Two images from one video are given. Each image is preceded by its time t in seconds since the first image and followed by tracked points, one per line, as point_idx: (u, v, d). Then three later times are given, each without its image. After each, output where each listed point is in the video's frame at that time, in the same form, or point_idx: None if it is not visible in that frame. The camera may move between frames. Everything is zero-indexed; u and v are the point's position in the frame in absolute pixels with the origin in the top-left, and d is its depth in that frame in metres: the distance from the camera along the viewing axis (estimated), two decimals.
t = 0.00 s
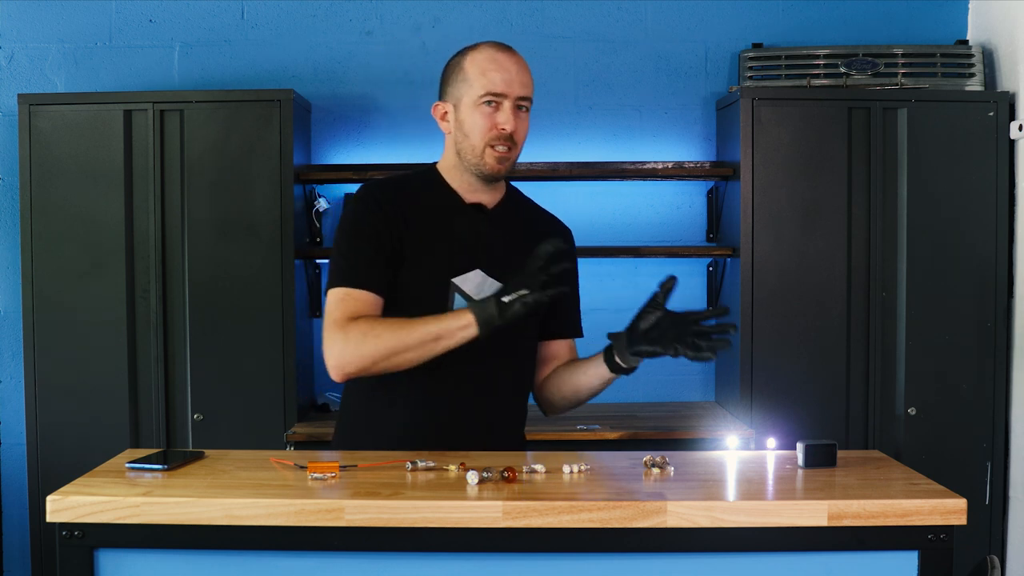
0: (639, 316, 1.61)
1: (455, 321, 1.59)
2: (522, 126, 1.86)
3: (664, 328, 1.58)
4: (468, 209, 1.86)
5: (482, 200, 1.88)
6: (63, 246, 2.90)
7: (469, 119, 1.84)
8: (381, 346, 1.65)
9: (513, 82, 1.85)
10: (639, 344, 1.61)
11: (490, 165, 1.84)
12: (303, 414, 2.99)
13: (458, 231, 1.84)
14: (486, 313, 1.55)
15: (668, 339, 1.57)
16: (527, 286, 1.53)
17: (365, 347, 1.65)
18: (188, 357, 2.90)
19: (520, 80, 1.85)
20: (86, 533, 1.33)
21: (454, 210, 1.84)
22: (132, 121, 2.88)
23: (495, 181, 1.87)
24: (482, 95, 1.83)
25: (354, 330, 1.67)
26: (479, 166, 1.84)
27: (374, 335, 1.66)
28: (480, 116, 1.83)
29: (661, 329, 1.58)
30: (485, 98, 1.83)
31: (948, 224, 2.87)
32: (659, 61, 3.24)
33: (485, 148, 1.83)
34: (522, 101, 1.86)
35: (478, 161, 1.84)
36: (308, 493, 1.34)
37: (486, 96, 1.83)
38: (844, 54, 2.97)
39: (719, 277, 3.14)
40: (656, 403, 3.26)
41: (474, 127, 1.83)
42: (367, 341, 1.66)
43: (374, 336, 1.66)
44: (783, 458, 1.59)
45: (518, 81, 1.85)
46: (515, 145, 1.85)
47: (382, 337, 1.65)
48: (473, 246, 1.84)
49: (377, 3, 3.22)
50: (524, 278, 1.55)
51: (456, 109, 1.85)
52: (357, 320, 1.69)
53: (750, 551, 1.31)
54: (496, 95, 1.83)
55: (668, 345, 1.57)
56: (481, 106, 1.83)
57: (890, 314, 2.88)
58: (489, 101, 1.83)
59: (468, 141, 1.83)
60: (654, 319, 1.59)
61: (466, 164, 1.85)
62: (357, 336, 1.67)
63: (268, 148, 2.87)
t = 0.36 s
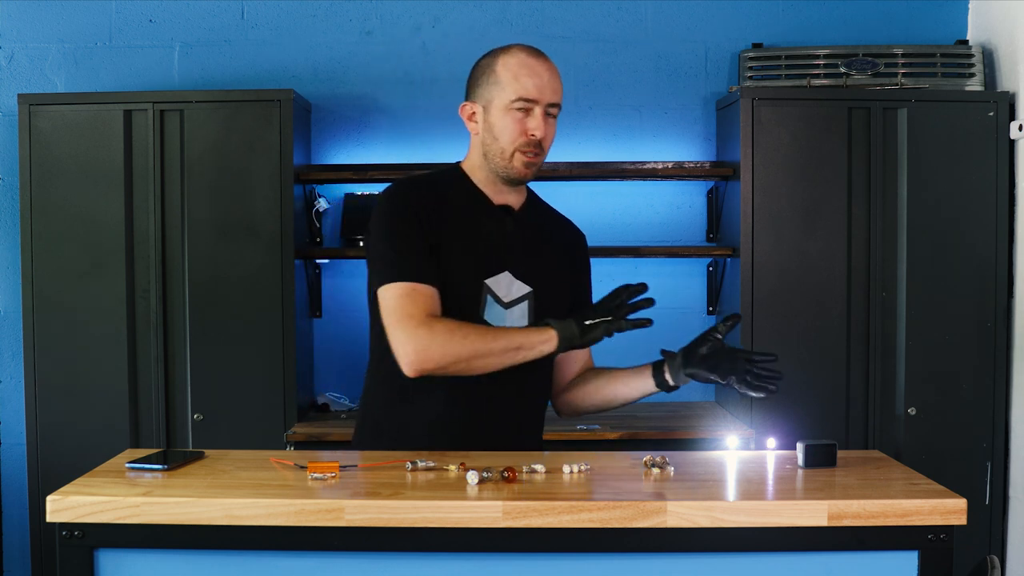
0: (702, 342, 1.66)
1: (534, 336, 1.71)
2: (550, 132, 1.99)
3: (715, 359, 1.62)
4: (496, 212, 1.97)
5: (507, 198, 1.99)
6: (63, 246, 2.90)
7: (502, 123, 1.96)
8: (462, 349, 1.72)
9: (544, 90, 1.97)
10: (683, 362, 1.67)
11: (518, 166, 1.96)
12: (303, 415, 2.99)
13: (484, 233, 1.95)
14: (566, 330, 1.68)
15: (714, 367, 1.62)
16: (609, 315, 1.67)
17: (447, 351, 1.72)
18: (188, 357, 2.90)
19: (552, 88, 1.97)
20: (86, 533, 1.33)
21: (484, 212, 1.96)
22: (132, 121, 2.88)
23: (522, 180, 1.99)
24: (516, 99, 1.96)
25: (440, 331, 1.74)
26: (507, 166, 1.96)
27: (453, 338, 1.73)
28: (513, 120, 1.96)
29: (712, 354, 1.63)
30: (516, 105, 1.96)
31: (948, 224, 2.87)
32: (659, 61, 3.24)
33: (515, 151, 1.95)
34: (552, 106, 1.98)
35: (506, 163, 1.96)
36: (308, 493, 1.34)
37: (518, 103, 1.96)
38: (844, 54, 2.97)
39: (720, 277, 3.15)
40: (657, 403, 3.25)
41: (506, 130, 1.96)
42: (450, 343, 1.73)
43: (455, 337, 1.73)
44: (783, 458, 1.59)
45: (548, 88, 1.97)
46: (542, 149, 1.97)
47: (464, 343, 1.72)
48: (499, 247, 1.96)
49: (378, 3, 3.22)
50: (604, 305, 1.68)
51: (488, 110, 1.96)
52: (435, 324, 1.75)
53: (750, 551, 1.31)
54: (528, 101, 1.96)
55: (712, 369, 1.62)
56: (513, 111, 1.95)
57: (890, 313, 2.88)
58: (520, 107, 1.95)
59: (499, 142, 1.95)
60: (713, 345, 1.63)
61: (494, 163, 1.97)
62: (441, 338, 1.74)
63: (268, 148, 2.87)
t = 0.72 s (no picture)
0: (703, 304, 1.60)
1: (543, 337, 1.55)
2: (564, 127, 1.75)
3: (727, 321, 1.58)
4: (511, 209, 1.77)
5: (521, 197, 1.79)
6: (63, 246, 2.90)
7: (511, 120, 1.73)
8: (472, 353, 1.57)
9: (555, 83, 1.73)
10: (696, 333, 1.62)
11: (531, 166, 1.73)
12: (303, 414, 2.99)
13: (499, 230, 1.75)
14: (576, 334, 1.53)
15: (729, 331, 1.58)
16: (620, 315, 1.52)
17: (451, 360, 1.57)
18: (188, 357, 2.90)
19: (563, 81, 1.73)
20: (86, 533, 1.33)
21: (497, 208, 1.76)
22: (132, 121, 2.88)
23: (537, 179, 1.78)
24: (525, 94, 1.72)
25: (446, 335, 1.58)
26: (519, 166, 1.73)
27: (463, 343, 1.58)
28: (523, 115, 1.72)
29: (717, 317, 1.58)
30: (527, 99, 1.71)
31: (948, 224, 2.87)
32: (659, 61, 3.24)
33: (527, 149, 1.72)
34: (564, 100, 1.74)
35: (519, 162, 1.73)
36: (308, 493, 1.34)
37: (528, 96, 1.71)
38: (844, 54, 2.97)
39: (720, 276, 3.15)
40: (657, 403, 3.26)
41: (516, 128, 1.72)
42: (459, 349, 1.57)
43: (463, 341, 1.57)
44: (783, 458, 1.59)
45: (560, 81, 1.73)
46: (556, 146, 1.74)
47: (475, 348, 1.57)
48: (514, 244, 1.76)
49: (377, 3, 3.22)
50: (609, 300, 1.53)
51: (497, 108, 1.74)
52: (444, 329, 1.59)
53: (750, 551, 1.31)
54: (540, 95, 1.72)
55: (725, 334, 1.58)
56: (523, 107, 1.72)
57: (890, 313, 2.88)
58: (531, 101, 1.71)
59: (510, 141, 1.72)
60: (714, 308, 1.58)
61: (506, 165, 1.75)
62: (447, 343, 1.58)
63: (268, 148, 2.86)
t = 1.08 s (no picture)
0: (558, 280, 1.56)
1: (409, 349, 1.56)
2: (520, 114, 1.70)
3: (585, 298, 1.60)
4: (481, 208, 1.76)
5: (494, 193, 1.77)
6: (63, 246, 2.90)
7: (464, 117, 1.70)
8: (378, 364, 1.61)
9: (501, 72, 1.69)
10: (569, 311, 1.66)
11: (493, 160, 1.71)
12: (303, 414, 2.99)
13: (467, 230, 1.75)
14: (441, 341, 1.45)
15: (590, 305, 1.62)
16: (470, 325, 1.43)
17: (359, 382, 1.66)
18: (188, 357, 2.90)
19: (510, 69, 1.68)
20: (86, 532, 1.33)
21: (466, 209, 1.76)
22: (132, 121, 2.88)
23: (506, 172, 1.75)
24: (473, 88, 1.69)
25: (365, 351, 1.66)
26: (482, 163, 1.72)
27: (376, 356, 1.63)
28: (476, 110, 1.69)
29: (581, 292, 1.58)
30: (475, 93, 1.68)
31: (948, 223, 2.87)
32: (659, 61, 3.24)
33: (485, 144, 1.70)
34: (515, 88, 1.70)
35: (481, 158, 1.71)
36: (308, 493, 1.34)
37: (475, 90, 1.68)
38: (844, 54, 2.97)
39: (720, 276, 3.15)
40: (657, 403, 3.26)
41: (471, 125, 1.70)
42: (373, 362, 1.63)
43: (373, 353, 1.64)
44: (783, 458, 1.59)
45: (507, 70, 1.69)
46: (514, 135, 1.70)
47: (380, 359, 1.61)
48: (486, 242, 1.74)
49: (377, 3, 3.22)
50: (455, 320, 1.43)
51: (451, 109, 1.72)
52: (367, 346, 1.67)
53: (751, 551, 1.31)
54: (487, 87, 1.68)
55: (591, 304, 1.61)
56: (474, 101, 1.69)
57: (890, 313, 2.88)
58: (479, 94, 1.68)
59: (468, 138, 1.70)
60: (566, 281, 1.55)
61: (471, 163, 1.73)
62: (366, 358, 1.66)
63: (268, 148, 2.86)
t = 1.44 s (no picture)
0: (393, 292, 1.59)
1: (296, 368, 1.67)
2: (448, 109, 1.73)
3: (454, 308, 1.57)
4: (429, 210, 1.76)
5: (444, 193, 1.76)
6: (63, 246, 2.90)
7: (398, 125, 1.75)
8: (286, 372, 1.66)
9: (418, 73, 1.73)
10: (470, 331, 1.66)
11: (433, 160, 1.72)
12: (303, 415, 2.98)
13: (415, 239, 1.76)
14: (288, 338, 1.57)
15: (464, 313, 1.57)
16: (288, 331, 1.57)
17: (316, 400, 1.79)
18: (188, 358, 2.90)
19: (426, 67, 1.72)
20: (86, 533, 1.33)
21: (415, 216, 1.76)
22: (132, 121, 2.88)
23: (452, 170, 1.74)
24: (398, 94, 1.74)
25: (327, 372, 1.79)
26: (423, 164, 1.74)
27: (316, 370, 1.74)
28: (406, 116, 1.73)
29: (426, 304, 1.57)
30: (401, 99, 1.73)
31: (948, 223, 2.87)
32: (659, 61, 3.24)
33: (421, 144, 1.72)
34: (438, 86, 1.74)
35: (421, 160, 1.73)
36: (308, 493, 1.34)
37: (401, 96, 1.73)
38: (845, 54, 2.96)
39: (720, 276, 3.16)
40: (657, 403, 3.26)
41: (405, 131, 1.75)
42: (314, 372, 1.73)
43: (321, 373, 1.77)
44: (783, 459, 1.59)
45: (423, 70, 1.73)
46: (448, 129, 1.72)
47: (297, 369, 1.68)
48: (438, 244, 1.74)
49: (377, 3, 3.22)
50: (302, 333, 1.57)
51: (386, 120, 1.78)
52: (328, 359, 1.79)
53: (751, 551, 1.31)
54: (410, 90, 1.73)
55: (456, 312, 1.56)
56: (402, 108, 1.74)
57: (890, 313, 2.88)
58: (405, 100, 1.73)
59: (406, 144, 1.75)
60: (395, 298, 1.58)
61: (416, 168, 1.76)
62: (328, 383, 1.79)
63: (268, 148, 2.87)
